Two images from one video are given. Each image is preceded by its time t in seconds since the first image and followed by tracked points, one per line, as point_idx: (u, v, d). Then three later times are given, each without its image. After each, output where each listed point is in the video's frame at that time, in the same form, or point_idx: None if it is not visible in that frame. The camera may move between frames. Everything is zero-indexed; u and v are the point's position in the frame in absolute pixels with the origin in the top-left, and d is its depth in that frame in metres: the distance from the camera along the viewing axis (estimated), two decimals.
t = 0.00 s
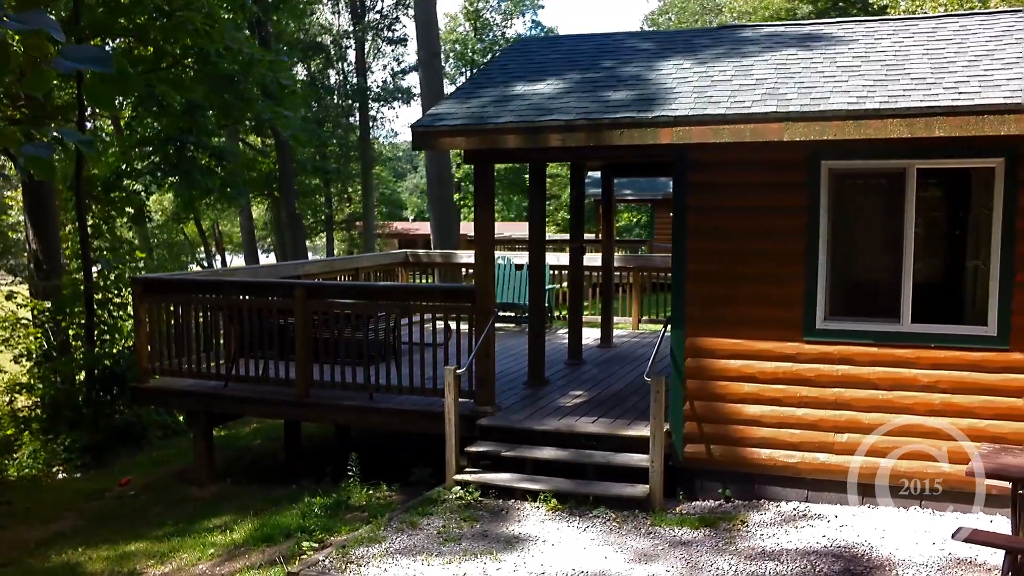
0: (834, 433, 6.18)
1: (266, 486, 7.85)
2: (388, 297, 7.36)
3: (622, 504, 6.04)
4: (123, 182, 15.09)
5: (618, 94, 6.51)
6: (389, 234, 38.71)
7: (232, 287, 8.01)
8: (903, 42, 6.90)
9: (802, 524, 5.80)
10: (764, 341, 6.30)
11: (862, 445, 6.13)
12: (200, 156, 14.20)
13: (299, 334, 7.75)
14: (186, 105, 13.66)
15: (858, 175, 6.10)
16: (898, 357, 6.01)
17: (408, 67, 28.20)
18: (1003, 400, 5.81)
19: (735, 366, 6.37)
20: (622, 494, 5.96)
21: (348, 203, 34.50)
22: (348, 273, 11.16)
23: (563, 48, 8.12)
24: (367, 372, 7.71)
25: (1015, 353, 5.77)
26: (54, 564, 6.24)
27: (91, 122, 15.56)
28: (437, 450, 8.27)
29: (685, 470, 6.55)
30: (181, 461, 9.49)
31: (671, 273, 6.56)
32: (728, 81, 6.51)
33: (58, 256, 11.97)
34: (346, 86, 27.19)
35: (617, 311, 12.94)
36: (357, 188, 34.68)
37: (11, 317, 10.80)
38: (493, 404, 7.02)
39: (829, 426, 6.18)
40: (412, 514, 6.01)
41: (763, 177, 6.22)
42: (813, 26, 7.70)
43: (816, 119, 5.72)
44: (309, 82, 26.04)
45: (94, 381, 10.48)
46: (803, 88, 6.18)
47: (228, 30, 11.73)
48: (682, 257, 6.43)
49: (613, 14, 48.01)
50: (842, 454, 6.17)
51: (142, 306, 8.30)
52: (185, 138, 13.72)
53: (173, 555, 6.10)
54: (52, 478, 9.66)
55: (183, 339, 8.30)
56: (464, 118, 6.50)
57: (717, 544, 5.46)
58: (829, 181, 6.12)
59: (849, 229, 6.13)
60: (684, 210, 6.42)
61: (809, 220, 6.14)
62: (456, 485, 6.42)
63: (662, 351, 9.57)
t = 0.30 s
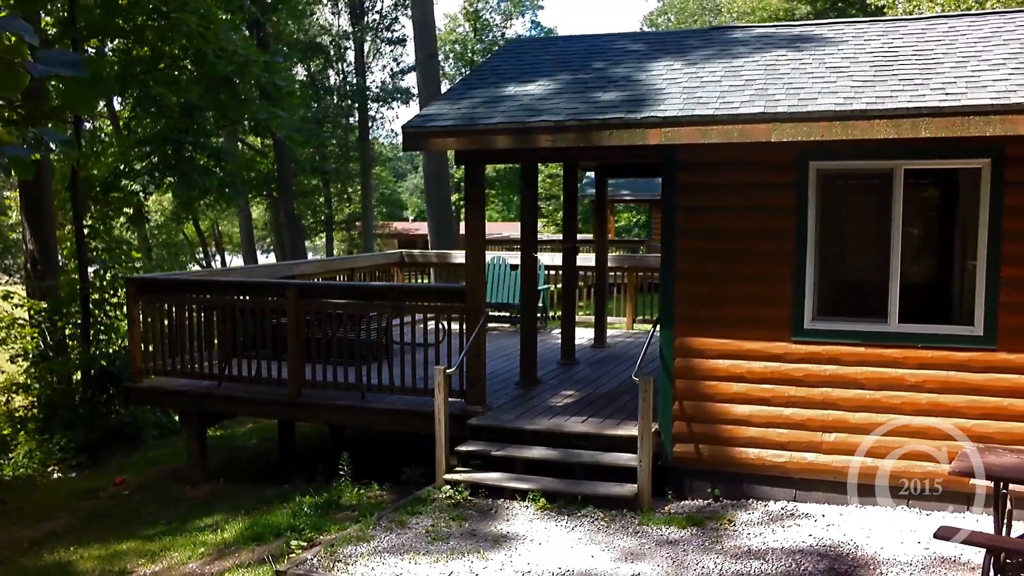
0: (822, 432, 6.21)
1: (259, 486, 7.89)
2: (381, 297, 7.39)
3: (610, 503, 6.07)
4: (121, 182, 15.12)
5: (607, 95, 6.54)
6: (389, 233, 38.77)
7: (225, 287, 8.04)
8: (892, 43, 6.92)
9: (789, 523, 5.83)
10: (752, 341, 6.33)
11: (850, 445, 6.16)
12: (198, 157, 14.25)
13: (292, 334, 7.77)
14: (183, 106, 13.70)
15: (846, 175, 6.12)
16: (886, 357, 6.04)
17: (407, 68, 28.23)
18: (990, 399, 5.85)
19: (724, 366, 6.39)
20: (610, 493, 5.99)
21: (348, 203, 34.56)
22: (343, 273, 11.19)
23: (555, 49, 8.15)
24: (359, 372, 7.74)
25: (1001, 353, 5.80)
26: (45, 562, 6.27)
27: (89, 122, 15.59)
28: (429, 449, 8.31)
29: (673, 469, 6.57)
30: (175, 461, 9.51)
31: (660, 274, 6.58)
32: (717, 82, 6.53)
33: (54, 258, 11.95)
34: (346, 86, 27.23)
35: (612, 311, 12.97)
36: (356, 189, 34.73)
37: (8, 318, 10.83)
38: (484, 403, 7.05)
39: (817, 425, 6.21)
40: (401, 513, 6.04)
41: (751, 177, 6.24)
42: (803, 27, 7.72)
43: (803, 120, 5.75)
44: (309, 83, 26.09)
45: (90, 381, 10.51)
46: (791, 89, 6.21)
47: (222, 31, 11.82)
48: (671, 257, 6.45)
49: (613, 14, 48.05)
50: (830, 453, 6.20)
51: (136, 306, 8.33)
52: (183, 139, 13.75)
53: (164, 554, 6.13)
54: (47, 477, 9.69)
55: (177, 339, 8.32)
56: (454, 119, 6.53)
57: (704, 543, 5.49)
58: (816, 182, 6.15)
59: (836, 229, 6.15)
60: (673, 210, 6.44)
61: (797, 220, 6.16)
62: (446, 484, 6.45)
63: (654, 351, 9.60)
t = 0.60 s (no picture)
0: (810, 432, 6.24)
1: (251, 485, 7.92)
2: (374, 298, 7.42)
3: (599, 503, 6.10)
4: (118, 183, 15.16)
5: (596, 96, 6.56)
6: (389, 233, 38.81)
7: (219, 287, 8.08)
8: (880, 45, 6.95)
9: (776, 523, 5.86)
10: (739, 342, 6.36)
11: (838, 445, 6.18)
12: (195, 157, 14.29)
13: (284, 334, 7.81)
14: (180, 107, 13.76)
15: (833, 176, 6.15)
16: (872, 357, 6.08)
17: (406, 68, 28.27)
18: (975, 399, 5.90)
19: (712, 366, 6.42)
20: (599, 493, 6.02)
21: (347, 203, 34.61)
22: (338, 274, 11.21)
23: (546, 50, 8.17)
24: (350, 372, 7.77)
25: (987, 353, 5.84)
26: (37, 561, 6.30)
27: (87, 123, 15.63)
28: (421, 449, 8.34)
29: (662, 469, 6.60)
30: (169, 460, 9.55)
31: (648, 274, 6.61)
32: (706, 83, 6.55)
33: (51, 261, 12.04)
34: (345, 87, 27.27)
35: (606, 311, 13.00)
36: (356, 189, 34.77)
37: (4, 318, 10.89)
38: (474, 404, 7.08)
39: (805, 425, 6.24)
40: (390, 512, 6.08)
41: (739, 178, 6.27)
42: (793, 28, 7.74)
43: (790, 121, 5.77)
44: (307, 83, 26.13)
45: (85, 381, 10.54)
46: (778, 90, 6.23)
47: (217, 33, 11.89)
48: (659, 257, 6.48)
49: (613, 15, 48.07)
50: (818, 453, 6.22)
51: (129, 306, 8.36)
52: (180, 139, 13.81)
53: (155, 552, 6.16)
54: (42, 477, 9.73)
55: (170, 340, 8.35)
56: (444, 120, 6.56)
57: (691, 542, 5.52)
58: (804, 182, 6.17)
59: (823, 230, 6.18)
60: (661, 211, 6.47)
61: (784, 220, 6.19)
62: (436, 484, 6.48)
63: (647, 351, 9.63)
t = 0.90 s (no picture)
0: (797, 432, 6.26)
1: (244, 485, 7.96)
2: (366, 298, 7.45)
3: (586, 502, 6.12)
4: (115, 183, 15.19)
5: (585, 97, 6.59)
6: (389, 233, 38.84)
7: (211, 287, 8.11)
8: (869, 46, 6.97)
9: (762, 522, 5.88)
10: (727, 342, 6.38)
11: (825, 445, 6.21)
12: (192, 158, 14.33)
13: (276, 334, 7.84)
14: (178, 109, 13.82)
15: (820, 177, 6.18)
16: (859, 357, 6.10)
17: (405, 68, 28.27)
18: (962, 399, 5.92)
19: (700, 366, 6.45)
20: (586, 493, 6.05)
21: (347, 203, 34.66)
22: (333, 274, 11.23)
23: (538, 51, 8.20)
24: (341, 372, 7.80)
25: (972, 353, 5.87)
26: (28, 560, 6.33)
27: (85, 124, 15.67)
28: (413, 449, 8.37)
29: (651, 468, 6.63)
30: (164, 459, 9.59)
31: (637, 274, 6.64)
32: (694, 84, 6.58)
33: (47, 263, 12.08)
34: (344, 87, 27.31)
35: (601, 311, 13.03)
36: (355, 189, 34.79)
37: (1, 318, 10.98)
38: (464, 403, 7.11)
39: (792, 425, 6.27)
40: (379, 511, 6.11)
41: (726, 179, 6.30)
42: (783, 29, 7.77)
43: (776, 122, 5.80)
44: (306, 84, 26.19)
45: (81, 381, 10.56)
46: (766, 91, 6.25)
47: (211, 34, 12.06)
48: (647, 257, 6.51)
49: (613, 14, 48.10)
50: (806, 453, 6.25)
51: (122, 306, 8.39)
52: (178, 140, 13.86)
53: (145, 551, 6.19)
54: (37, 476, 9.78)
55: (163, 340, 8.39)
56: (433, 121, 6.59)
57: (676, 541, 5.54)
58: (791, 183, 6.20)
59: (811, 230, 6.20)
60: (649, 211, 6.50)
61: (771, 220, 6.22)
62: (425, 483, 6.51)
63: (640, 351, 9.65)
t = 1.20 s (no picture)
0: (784, 431, 6.29)
1: (235, 484, 7.99)
2: (357, 297, 7.49)
3: (574, 501, 6.15)
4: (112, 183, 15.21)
5: (573, 97, 6.62)
6: (389, 233, 38.85)
7: (203, 287, 8.13)
8: (858, 46, 7.00)
9: (748, 521, 5.91)
10: (714, 341, 6.41)
11: (812, 444, 6.23)
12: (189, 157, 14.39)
13: (268, 334, 7.87)
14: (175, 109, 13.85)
15: (807, 177, 6.20)
16: (846, 357, 6.13)
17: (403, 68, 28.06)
18: (947, 398, 5.94)
19: (688, 365, 6.47)
20: (573, 491, 6.08)
21: (346, 203, 34.71)
22: (327, 274, 11.26)
23: (529, 52, 8.23)
24: (333, 371, 7.83)
25: (958, 353, 5.90)
26: (18, 558, 6.36)
27: (82, 123, 15.70)
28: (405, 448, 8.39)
29: (639, 467, 6.65)
30: (158, 459, 9.61)
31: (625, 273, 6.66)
32: (683, 85, 6.60)
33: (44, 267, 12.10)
34: (343, 87, 27.36)
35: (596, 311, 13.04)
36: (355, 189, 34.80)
37: None
38: (455, 403, 7.13)
39: (779, 424, 6.29)
40: (368, 510, 6.14)
41: (714, 179, 6.33)
42: (774, 30, 7.79)
43: (763, 122, 5.82)
44: (305, 83, 26.26)
45: (76, 381, 10.61)
46: (753, 92, 6.28)
47: (205, 35, 12.14)
48: (635, 257, 6.53)
49: (613, 14, 48.18)
50: (793, 452, 6.28)
51: (115, 306, 8.42)
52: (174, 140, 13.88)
53: (135, 550, 6.22)
54: (32, 476, 9.80)
55: (155, 340, 8.41)
56: (422, 122, 6.62)
57: (662, 540, 5.57)
58: (778, 183, 6.22)
59: (798, 230, 6.22)
60: (638, 211, 6.52)
61: (758, 220, 6.24)
62: (414, 482, 6.54)
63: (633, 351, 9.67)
